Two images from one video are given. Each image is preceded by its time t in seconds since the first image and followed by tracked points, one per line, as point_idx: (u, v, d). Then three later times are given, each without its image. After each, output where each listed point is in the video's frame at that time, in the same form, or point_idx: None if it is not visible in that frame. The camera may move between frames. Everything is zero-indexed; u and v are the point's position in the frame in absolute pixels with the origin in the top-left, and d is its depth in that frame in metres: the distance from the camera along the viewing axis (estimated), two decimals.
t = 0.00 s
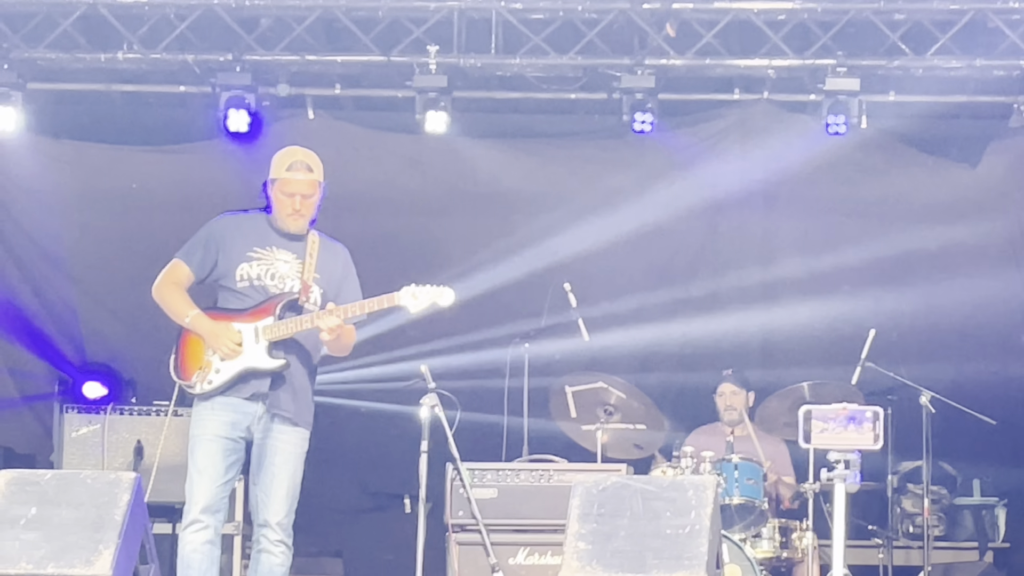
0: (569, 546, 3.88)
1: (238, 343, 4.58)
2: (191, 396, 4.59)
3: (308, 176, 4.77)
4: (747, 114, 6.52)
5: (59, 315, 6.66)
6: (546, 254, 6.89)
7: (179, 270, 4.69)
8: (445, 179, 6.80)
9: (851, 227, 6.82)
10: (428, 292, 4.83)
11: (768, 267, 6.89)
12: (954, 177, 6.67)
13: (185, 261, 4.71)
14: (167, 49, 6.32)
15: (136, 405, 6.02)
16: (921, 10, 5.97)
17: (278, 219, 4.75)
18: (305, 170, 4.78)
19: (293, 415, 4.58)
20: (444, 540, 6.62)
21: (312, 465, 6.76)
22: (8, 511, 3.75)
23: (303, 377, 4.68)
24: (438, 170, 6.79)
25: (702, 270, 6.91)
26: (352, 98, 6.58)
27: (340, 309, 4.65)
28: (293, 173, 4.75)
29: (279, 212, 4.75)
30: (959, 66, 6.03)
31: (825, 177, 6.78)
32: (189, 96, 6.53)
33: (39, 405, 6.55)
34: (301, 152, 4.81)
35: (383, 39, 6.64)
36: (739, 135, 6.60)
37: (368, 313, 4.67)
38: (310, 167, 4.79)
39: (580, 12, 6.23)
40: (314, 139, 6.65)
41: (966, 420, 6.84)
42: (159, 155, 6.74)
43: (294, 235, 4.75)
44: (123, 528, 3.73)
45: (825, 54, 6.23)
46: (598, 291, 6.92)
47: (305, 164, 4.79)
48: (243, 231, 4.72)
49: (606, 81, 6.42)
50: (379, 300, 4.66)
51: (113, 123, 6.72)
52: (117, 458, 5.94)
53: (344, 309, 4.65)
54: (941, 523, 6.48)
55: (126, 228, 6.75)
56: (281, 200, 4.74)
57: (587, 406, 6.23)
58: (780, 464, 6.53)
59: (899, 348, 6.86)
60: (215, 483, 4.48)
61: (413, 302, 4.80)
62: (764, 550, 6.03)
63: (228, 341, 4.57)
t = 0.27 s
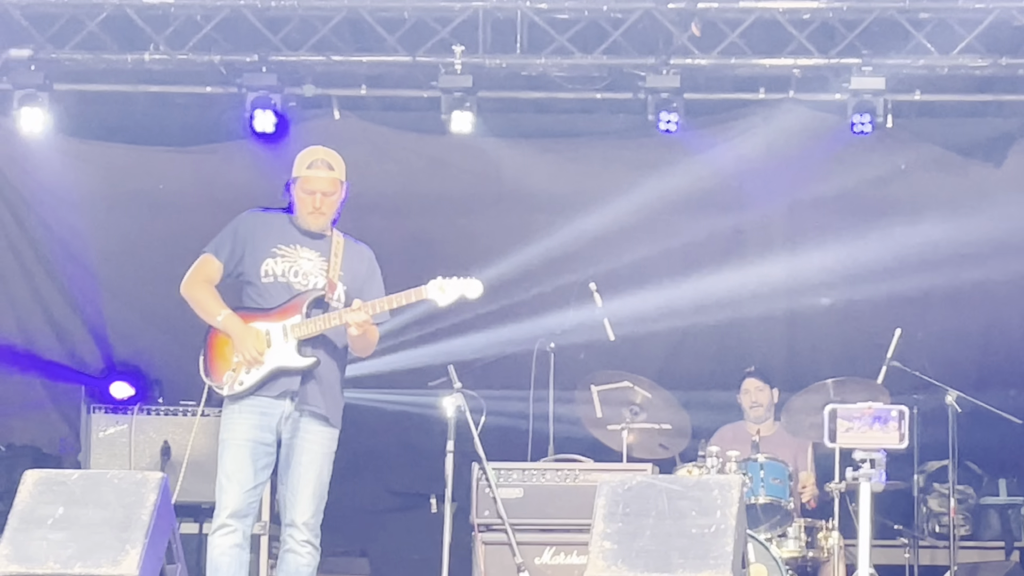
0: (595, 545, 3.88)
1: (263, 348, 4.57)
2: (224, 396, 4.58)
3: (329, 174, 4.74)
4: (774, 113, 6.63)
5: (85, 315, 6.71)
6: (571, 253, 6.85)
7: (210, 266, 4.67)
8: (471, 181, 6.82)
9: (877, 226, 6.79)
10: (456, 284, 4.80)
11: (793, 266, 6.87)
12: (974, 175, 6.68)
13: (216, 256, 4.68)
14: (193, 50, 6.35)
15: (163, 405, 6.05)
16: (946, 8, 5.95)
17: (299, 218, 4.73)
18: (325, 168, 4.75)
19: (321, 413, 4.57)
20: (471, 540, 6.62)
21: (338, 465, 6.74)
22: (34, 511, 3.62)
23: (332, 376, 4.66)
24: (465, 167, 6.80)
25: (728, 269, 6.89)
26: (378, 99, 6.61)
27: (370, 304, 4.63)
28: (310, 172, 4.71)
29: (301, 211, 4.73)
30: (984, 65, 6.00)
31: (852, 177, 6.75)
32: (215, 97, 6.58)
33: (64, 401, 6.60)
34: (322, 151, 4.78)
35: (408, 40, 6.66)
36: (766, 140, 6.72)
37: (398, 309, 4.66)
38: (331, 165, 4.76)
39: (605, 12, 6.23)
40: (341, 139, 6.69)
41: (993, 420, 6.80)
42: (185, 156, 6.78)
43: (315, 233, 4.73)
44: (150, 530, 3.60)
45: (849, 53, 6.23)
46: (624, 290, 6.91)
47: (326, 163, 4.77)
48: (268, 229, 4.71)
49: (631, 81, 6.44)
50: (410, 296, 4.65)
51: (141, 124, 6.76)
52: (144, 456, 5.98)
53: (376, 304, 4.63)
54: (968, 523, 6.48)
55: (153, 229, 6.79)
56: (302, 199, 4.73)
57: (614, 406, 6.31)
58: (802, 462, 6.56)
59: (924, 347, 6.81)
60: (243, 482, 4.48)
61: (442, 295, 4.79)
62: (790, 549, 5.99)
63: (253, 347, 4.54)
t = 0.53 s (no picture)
0: (636, 545, 3.91)
1: (308, 346, 4.69)
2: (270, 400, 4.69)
3: (374, 177, 4.82)
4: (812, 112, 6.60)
5: (129, 317, 6.67)
6: (613, 254, 6.84)
7: (253, 278, 4.79)
8: (511, 180, 6.80)
9: (917, 226, 6.77)
10: (489, 264, 4.92)
11: (833, 266, 6.83)
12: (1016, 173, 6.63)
13: (259, 269, 4.82)
14: (235, 53, 6.43)
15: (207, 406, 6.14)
16: (987, 7, 5.98)
17: (345, 222, 4.82)
18: (370, 172, 4.83)
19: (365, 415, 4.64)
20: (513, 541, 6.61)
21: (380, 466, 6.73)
22: (79, 511, 3.86)
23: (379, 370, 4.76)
24: (509, 169, 6.79)
25: (768, 269, 6.86)
26: (420, 101, 6.66)
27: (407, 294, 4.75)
28: (357, 176, 4.80)
29: (347, 214, 4.81)
30: None
31: (894, 176, 6.70)
32: (257, 99, 6.60)
33: (111, 404, 6.55)
34: (367, 155, 4.86)
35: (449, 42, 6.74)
36: (807, 135, 6.67)
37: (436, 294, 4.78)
38: (376, 168, 4.84)
39: (646, 13, 6.30)
40: (383, 141, 6.71)
41: None
42: (231, 158, 6.80)
43: (360, 236, 4.81)
44: (193, 529, 3.83)
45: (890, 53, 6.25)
46: (664, 290, 6.90)
47: (370, 166, 4.85)
48: (309, 233, 4.81)
49: (671, 82, 6.48)
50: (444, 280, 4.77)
51: (183, 126, 6.82)
52: (188, 458, 6.07)
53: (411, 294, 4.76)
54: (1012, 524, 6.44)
55: (198, 231, 6.77)
56: (347, 202, 4.80)
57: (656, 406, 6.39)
58: (848, 467, 6.56)
59: (965, 347, 6.78)
60: (289, 482, 4.58)
61: (476, 276, 4.89)
62: (832, 550, 6.03)
63: (299, 345, 4.67)
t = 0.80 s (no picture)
0: (675, 546, 3.93)
1: (351, 347, 4.73)
2: (311, 400, 4.73)
3: (414, 181, 4.84)
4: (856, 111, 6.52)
5: (172, 319, 6.63)
6: (654, 255, 6.86)
7: (294, 282, 4.87)
8: (551, 183, 6.80)
9: (960, 227, 6.71)
10: (530, 268, 4.91)
11: (873, 266, 6.82)
12: None
13: (300, 272, 4.89)
14: (276, 55, 6.45)
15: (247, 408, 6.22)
16: None
17: (386, 226, 4.85)
18: (411, 176, 4.85)
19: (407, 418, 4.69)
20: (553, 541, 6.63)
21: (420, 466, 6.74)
22: (121, 513, 3.92)
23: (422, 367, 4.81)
24: (546, 172, 6.77)
25: (807, 269, 6.85)
26: (460, 102, 6.67)
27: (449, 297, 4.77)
28: (398, 180, 4.82)
29: (388, 218, 4.84)
30: None
31: (935, 176, 6.66)
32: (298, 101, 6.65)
33: (153, 408, 6.53)
34: (407, 158, 4.87)
35: (489, 43, 6.79)
36: (848, 137, 6.59)
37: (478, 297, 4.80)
38: (417, 173, 4.86)
39: (686, 13, 6.34)
40: (422, 142, 6.68)
41: None
42: (270, 162, 6.74)
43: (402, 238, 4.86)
44: (234, 531, 3.88)
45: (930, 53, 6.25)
46: (704, 291, 6.88)
47: (411, 170, 4.86)
48: (349, 237, 4.87)
49: (712, 83, 6.47)
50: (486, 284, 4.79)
51: (225, 130, 6.81)
52: (229, 461, 6.16)
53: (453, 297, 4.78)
54: None
55: (238, 233, 6.74)
56: (388, 207, 4.83)
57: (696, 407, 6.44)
58: (889, 470, 6.54)
59: (1006, 349, 6.74)
60: (334, 482, 4.64)
61: (518, 281, 4.88)
62: (872, 550, 6.04)
63: (342, 346, 4.72)
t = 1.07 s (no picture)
0: (705, 547, 3.95)
1: (380, 349, 4.80)
2: (339, 401, 4.80)
3: (444, 187, 4.88)
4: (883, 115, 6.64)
5: (203, 320, 6.62)
6: (684, 256, 6.84)
7: (325, 283, 4.92)
8: (581, 185, 6.79)
9: (988, 228, 6.71)
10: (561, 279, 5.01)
11: (902, 266, 6.79)
12: None
13: (331, 274, 4.94)
14: (308, 58, 6.56)
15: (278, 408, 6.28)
16: None
17: (418, 231, 4.90)
18: (441, 181, 4.88)
19: (435, 420, 4.75)
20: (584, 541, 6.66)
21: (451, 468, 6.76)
22: (153, 514, 3.98)
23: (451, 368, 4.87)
24: (576, 173, 6.78)
25: (838, 269, 6.82)
26: (490, 103, 6.71)
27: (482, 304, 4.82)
28: (429, 185, 4.85)
29: (419, 223, 4.89)
30: None
31: (963, 177, 6.69)
32: (328, 103, 6.66)
33: (186, 409, 6.54)
34: (437, 163, 4.90)
35: (518, 46, 6.79)
36: (878, 138, 6.68)
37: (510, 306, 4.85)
38: (447, 178, 4.89)
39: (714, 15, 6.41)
40: (452, 143, 6.74)
41: None
42: (302, 162, 6.74)
43: (432, 243, 4.90)
44: (265, 532, 3.94)
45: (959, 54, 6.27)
46: (735, 294, 6.86)
47: (441, 175, 4.89)
48: (380, 239, 4.91)
49: (740, 83, 6.53)
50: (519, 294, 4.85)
51: (255, 129, 6.78)
52: (261, 461, 6.21)
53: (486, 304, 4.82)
54: None
55: (269, 234, 6.70)
56: (419, 212, 4.88)
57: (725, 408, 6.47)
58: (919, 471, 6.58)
59: None
60: (363, 484, 4.69)
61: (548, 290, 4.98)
62: (902, 551, 6.03)
63: (371, 349, 4.79)
